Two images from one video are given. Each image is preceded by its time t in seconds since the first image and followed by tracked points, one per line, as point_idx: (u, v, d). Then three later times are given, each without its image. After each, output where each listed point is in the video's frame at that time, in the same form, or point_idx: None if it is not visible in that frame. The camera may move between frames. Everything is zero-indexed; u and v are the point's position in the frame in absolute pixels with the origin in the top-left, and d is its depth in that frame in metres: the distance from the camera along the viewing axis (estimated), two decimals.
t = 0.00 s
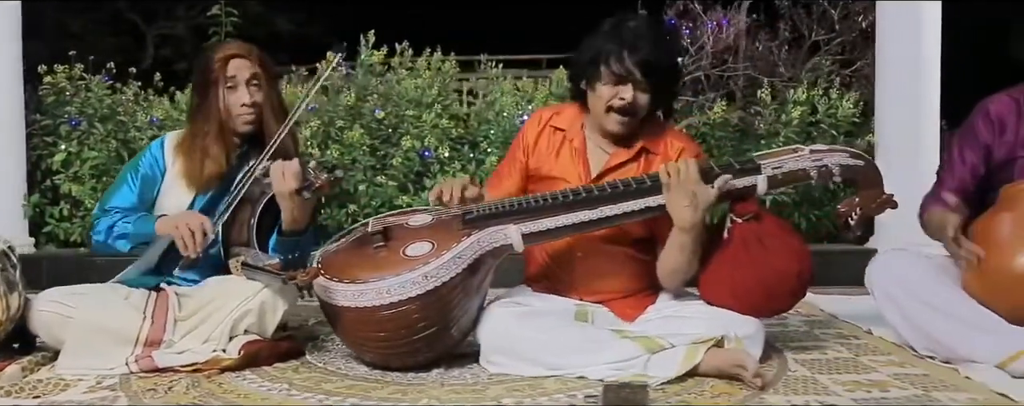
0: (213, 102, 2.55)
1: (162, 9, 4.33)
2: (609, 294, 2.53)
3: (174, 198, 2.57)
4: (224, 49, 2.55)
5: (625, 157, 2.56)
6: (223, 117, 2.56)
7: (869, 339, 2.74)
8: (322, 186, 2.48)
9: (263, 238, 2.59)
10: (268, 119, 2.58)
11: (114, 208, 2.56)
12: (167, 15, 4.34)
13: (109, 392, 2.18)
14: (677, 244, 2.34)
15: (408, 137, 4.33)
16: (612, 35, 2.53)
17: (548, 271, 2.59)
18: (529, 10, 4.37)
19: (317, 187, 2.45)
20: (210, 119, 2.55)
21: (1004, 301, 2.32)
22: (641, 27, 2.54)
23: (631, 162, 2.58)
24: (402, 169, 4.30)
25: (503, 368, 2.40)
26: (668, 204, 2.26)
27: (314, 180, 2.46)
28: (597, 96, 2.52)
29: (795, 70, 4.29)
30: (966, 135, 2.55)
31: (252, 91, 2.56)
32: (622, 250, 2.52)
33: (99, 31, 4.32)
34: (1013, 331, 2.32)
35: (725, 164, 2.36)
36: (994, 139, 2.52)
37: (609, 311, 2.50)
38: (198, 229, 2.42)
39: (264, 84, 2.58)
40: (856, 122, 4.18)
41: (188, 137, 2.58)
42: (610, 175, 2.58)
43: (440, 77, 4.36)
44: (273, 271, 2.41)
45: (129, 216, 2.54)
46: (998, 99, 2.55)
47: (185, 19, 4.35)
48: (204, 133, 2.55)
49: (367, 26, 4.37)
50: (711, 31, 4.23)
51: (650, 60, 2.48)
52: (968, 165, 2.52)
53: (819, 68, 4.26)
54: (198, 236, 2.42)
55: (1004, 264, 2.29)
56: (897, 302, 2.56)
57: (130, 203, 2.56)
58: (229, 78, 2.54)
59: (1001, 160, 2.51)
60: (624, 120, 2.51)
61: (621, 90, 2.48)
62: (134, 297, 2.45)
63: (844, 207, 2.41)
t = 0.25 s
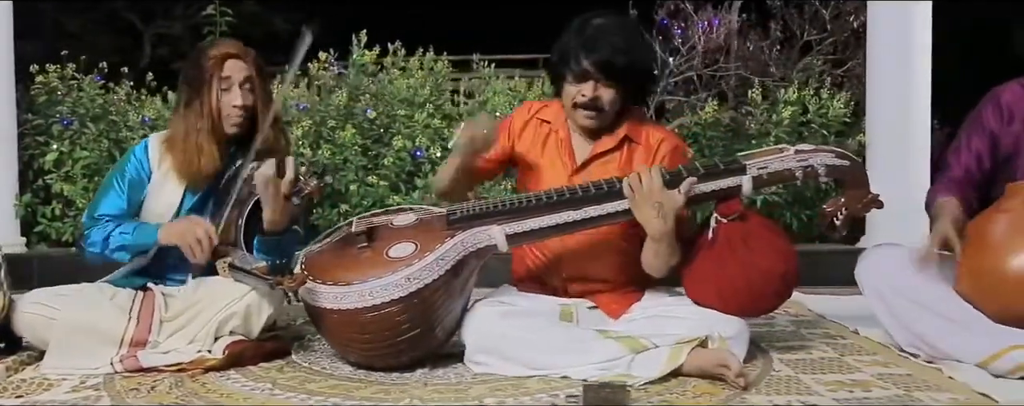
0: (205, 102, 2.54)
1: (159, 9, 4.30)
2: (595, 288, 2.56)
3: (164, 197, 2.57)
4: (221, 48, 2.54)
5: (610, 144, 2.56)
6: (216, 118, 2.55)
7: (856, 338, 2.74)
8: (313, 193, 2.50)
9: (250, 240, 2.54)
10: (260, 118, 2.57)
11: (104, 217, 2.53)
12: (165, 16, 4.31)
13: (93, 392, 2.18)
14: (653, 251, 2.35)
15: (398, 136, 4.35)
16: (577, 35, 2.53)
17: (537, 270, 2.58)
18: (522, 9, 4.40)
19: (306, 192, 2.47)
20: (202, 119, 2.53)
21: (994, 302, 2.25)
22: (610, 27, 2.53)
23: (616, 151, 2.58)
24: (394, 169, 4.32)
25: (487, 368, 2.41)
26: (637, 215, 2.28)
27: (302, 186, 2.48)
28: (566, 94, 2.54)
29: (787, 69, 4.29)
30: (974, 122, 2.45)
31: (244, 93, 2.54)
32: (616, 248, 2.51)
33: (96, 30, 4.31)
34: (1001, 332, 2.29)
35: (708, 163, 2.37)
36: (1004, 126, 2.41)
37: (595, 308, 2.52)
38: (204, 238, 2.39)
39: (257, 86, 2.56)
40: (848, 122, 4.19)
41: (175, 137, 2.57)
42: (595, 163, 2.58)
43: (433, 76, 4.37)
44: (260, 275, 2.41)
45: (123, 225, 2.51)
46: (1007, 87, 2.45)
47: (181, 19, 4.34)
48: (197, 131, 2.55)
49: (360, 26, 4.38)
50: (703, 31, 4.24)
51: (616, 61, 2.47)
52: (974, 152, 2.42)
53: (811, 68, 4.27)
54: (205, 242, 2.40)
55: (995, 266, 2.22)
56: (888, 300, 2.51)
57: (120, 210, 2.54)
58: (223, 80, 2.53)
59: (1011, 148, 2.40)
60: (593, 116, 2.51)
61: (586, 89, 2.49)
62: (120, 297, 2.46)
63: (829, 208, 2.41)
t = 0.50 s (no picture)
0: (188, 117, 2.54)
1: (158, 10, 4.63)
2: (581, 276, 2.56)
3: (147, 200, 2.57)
4: (207, 65, 2.50)
5: (584, 137, 2.60)
6: (198, 133, 2.54)
7: (842, 338, 2.74)
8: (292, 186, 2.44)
9: (235, 239, 2.58)
10: (240, 133, 2.58)
11: (93, 227, 2.58)
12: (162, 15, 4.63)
13: (76, 392, 2.18)
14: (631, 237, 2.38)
15: (391, 137, 4.31)
16: (552, 31, 2.62)
17: (525, 261, 2.58)
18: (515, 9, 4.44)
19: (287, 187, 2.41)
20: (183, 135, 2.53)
21: (972, 301, 2.27)
22: (578, 25, 2.64)
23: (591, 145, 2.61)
24: (386, 169, 4.28)
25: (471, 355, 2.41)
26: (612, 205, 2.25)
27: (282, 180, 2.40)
28: (538, 87, 2.61)
29: (778, 70, 4.31)
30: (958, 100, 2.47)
31: (227, 111, 2.54)
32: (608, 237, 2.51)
33: (97, 31, 4.62)
34: (986, 333, 2.27)
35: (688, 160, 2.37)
36: (984, 108, 2.42)
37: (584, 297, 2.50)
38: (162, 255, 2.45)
39: (240, 102, 2.56)
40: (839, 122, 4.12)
41: (156, 141, 2.59)
42: (572, 157, 2.60)
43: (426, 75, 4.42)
44: (243, 271, 2.45)
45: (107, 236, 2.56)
46: (998, 74, 2.46)
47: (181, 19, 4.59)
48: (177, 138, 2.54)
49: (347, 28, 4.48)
50: (694, 31, 4.24)
51: (579, 51, 2.57)
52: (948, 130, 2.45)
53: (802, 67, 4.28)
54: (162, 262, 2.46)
55: (975, 264, 2.25)
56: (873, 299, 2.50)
57: (109, 220, 2.58)
58: (208, 97, 2.51)
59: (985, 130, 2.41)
60: (567, 100, 2.57)
61: (558, 74, 2.57)
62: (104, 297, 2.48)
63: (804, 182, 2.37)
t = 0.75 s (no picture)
0: (163, 101, 2.54)
1: (153, 9, 4.62)
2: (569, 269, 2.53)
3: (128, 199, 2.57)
4: (178, 48, 2.52)
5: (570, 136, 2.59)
6: (177, 116, 2.55)
7: (826, 337, 2.74)
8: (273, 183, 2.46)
9: (217, 236, 2.59)
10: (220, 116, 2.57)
11: (77, 237, 2.58)
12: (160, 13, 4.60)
13: (56, 392, 2.19)
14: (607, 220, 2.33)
15: (381, 136, 4.29)
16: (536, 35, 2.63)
17: (514, 251, 2.57)
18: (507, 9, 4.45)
19: (266, 183, 2.44)
20: (161, 119, 2.54)
21: (956, 299, 2.25)
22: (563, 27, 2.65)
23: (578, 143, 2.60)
24: (376, 168, 4.27)
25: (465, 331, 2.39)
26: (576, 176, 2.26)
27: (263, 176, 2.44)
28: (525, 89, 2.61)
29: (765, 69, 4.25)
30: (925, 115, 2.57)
31: (203, 91, 2.53)
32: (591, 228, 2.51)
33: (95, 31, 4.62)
34: (969, 331, 2.24)
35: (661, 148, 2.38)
36: (952, 117, 2.51)
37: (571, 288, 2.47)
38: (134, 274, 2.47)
39: (216, 83, 2.55)
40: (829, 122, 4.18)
41: (136, 140, 2.59)
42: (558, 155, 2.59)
43: (416, 75, 4.40)
44: (226, 268, 2.42)
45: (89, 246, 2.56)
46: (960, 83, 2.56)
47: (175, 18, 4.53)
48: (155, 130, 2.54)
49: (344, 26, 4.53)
50: (683, 31, 4.23)
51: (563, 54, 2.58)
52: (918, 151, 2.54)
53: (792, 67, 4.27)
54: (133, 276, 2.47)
55: (957, 261, 2.23)
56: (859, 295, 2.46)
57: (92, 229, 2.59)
58: (181, 80, 2.52)
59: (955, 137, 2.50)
60: (550, 100, 2.58)
61: (541, 76, 2.58)
62: (87, 297, 2.50)
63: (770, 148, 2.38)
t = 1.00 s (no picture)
0: (137, 100, 2.58)
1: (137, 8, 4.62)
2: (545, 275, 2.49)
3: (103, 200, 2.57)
4: (149, 46, 2.55)
5: (547, 136, 2.60)
6: (148, 114, 2.57)
7: (801, 338, 2.75)
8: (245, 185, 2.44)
9: (192, 237, 2.58)
10: (192, 116, 2.59)
11: (52, 235, 2.57)
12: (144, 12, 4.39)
13: (26, 392, 2.18)
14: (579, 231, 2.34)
15: (363, 135, 4.28)
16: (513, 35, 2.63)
17: (491, 260, 2.57)
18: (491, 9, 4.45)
19: (237, 186, 2.41)
20: (133, 117, 2.57)
21: (923, 298, 2.28)
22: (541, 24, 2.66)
23: (553, 143, 2.61)
24: (359, 168, 4.25)
25: (430, 344, 2.37)
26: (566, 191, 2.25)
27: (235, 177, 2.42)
28: (508, 85, 2.59)
29: (750, 70, 4.25)
30: (891, 127, 2.62)
31: (176, 90, 2.56)
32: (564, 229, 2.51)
33: (83, 31, 4.41)
34: (940, 329, 2.27)
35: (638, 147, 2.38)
36: (914, 125, 2.56)
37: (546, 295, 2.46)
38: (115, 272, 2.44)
39: (188, 82, 2.58)
40: (810, 122, 4.18)
41: (110, 141, 2.59)
42: (535, 155, 2.59)
43: (399, 73, 4.37)
44: (198, 270, 2.42)
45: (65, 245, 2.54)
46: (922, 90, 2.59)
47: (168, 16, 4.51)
48: (128, 130, 2.57)
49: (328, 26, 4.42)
50: (666, 31, 4.26)
51: (545, 48, 2.57)
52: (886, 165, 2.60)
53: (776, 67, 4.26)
54: (111, 279, 2.43)
55: (926, 259, 2.26)
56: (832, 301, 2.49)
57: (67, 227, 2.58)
58: (153, 78, 2.55)
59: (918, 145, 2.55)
60: (535, 95, 2.57)
61: (524, 73, 2.56)
62: (60, 297, 2.53)
63: (755, 177, 2.47)
